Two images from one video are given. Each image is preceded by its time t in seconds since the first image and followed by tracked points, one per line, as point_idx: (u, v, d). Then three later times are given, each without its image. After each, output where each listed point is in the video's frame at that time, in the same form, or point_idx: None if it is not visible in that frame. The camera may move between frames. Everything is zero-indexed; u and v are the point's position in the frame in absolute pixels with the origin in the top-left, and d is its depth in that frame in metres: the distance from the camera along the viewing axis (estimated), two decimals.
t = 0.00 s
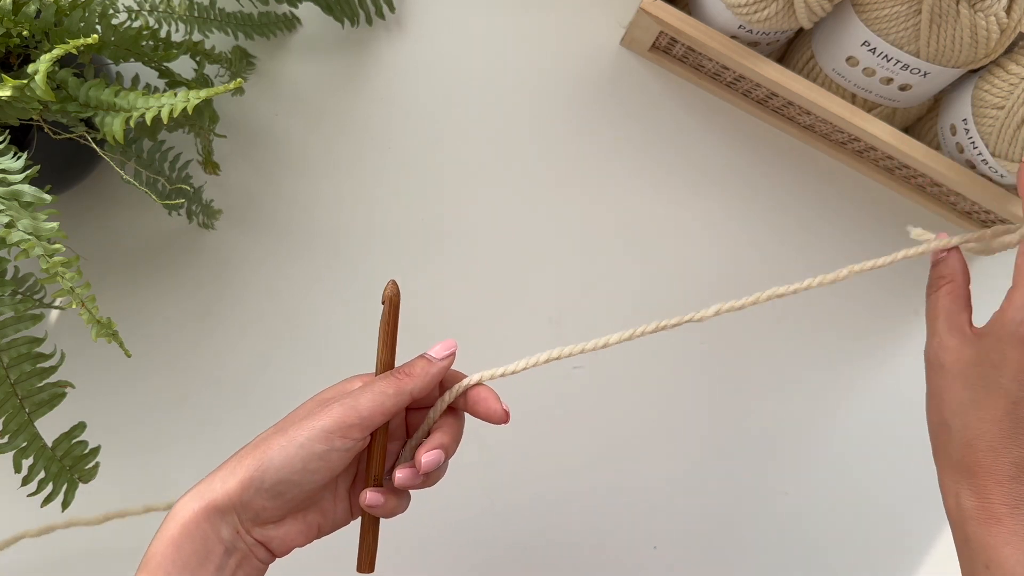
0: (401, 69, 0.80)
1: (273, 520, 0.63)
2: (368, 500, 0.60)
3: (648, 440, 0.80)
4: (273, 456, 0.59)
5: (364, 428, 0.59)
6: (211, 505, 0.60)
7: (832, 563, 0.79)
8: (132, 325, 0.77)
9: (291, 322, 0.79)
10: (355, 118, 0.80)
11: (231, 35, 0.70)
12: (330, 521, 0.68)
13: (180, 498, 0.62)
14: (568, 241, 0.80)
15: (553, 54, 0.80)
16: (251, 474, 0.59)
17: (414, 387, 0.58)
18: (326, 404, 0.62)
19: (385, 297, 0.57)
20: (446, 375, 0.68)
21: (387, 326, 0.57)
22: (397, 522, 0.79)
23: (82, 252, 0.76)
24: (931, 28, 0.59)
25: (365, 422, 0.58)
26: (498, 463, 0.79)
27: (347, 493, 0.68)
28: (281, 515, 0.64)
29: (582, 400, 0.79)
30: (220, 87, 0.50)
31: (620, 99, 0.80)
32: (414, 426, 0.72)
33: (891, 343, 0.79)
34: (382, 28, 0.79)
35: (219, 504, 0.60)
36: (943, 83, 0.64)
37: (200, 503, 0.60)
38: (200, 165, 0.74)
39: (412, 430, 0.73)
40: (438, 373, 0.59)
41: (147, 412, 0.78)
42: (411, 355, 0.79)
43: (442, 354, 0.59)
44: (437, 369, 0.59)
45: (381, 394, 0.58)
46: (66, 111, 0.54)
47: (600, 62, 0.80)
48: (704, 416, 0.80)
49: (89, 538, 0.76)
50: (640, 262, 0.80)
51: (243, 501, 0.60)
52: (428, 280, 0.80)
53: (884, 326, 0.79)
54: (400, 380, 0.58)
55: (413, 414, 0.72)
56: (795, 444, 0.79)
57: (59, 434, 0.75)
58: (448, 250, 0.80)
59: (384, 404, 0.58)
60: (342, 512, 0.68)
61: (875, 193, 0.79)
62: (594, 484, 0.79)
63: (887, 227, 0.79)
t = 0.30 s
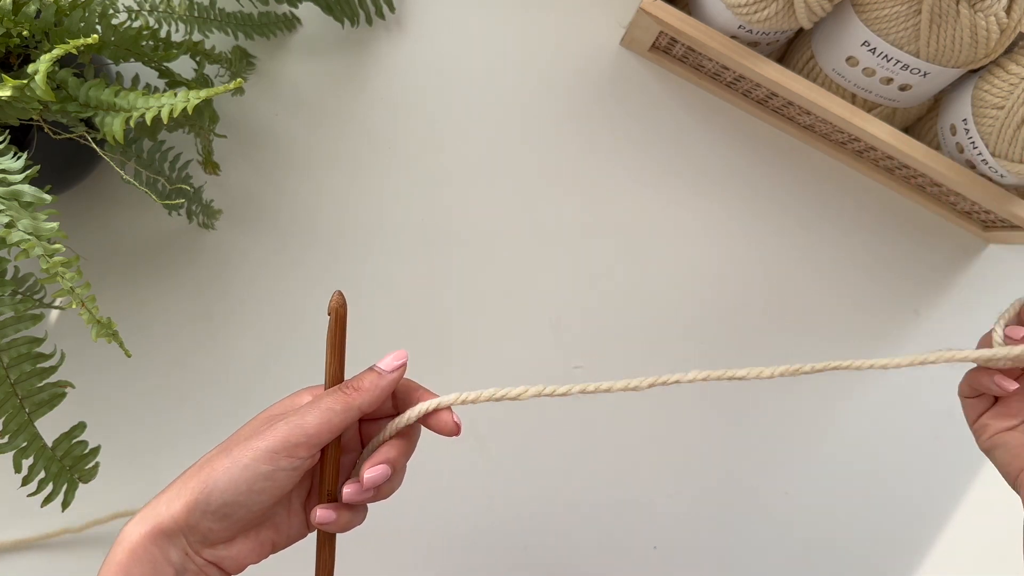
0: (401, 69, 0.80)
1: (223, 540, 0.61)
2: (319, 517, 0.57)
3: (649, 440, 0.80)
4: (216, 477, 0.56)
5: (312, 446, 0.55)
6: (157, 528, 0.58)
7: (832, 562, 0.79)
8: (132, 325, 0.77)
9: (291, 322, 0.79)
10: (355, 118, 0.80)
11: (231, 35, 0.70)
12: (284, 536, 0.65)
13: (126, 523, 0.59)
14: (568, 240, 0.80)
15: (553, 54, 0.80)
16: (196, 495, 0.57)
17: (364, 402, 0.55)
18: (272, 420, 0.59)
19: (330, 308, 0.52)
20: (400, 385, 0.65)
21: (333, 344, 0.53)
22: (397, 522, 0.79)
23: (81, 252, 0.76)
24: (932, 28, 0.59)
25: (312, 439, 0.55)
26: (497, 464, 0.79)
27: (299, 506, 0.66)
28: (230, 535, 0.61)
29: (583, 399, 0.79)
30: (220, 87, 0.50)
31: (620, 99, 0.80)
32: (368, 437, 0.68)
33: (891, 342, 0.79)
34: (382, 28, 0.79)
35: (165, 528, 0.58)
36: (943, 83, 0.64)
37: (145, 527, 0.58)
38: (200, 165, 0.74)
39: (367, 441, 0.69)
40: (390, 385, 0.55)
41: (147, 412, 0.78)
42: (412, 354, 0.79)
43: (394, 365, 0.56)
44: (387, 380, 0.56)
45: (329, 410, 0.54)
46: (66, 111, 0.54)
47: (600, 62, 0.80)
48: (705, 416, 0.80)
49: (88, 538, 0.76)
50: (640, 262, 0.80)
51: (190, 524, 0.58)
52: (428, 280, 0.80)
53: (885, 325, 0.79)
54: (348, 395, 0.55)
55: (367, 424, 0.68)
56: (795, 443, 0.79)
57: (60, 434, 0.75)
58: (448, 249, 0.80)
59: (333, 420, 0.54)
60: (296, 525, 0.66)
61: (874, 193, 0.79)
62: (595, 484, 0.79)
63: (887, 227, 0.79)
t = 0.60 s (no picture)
0: (402, 69, 0.80)
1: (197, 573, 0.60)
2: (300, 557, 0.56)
3: (649, 440, 0.79)
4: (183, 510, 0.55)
5: (280, 483, 0.54)
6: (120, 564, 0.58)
7: (831, 562, 0.79)
8: (132, 325, 0.77)
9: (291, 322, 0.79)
10: (356, 118, 0.80)
11: (231, 35, 0.70)
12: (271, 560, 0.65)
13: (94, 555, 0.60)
14: (568, 240, 0.80)
15: (554, 54, 0.80)
16: (164, 525, 0.56)
17: (342, 433, 0.52)
18: (242, 451, 0.57)
19: (308, 314, 0.48)
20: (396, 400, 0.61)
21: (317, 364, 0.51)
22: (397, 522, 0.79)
23: (81, 252, 0.76)
24: (931, 28, 0.59)
25: (282, 473, 0.53)
26: (498, 464, 0.79)
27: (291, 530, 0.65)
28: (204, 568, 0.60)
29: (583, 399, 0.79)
30: (220, 87, 0.50)
31: (620, 99, 0.80)
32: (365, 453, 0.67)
33: (891, 342, 0.79)
34: (382, 28, 0.79)
35: (129, 564, 0.57)
36: (943, 83, 0.64)
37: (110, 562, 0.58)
38: (200, 165, 0.74)
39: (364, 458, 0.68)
40: (372, 416, 0.52)
41: (147, 412, 0.78)
42: (412, 354, 0.79)
43: (376, 386, 0.52)
44: (368, 411, 0.52)
45: (302, 442, 0.52)
46: (66, 111, 0.54)
47: (600, 62, 0.80)
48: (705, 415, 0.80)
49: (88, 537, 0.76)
50: (641, 262, 0.80)
51: (155, 561, 0.57)
52: (429, 280, 0.80)
53: (885, 325, 0.79)
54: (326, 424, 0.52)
55: (364, 442, 0.67)
56: (796, 443, 0.79)
57: (60, 434, 0.75)
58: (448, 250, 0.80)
59: (305, 452, 0.52)
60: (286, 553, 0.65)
61: (875, 193, 0.79)
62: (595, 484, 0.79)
63: (887, 227, 0.79)
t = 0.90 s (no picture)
0: (401, 69, 0.80)
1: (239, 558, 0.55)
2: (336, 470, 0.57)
3: (650, 441, 0.79)
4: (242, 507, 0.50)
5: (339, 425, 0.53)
6: None
7: (832, 563, 0.79)
8: (131, 326, 0.77)
9: (291, 322, 0.79)
10: (355, 118, 0.79)
11: (230, 35, 0.69)
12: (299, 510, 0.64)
13: None
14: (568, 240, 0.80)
15: (555, 53, 0.80)
16: (203, 510, 0.50)
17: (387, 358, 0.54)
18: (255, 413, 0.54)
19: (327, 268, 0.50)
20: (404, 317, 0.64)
21: (334, 293, 0.51)
22: (396, 523, 0.79)
23: (80, 252, 0.76)
24: (932, 27, 0.59)
25: (343, 416, 0.53)
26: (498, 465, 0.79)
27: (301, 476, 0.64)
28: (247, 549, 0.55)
29: (583, 400, 0.79)
30: (219, 87, 0.50)
31: (620, 99, 0.79)
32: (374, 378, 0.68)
33: (893, 342, 0.79)
34: (382, 28, 0.79)
35: None
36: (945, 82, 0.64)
37: None
38: (199, 164, 0.74)
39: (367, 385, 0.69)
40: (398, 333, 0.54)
41: (146, 413, 0.77)
42: (412, 355, 0.79)
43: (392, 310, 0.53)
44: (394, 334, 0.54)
45: (354, 377, 0.53)
46: (65, 111, 0.54)
47: (601, 61, 0.79)
48: (706, 416, 0.79)
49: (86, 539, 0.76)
50: (641, 262, 0.80)
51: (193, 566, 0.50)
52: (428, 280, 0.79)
53: (886, 325, 0.79)
54: (371, 353, 0.53)
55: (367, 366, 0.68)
56: (796, 444, 0.79)
57: (59, 434, 0.75)
58: (448, 250, 0.80)
59: (358, 384, 0.53)
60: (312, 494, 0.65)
61: (876, 193, 0.79)
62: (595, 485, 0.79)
63: (888, 227, 0.79)
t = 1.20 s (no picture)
0: (401, 69, 0.80)
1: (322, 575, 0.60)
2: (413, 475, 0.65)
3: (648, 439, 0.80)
4: (302, 544, 0.54)
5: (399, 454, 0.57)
6: None
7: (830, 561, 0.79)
8: (132, 325, 0.78)
9: (292, 321, 0.79)
10: (355, 118, 0.80)
11: (231, 36, 0.70)
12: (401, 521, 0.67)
13: None
14: (567, 241, 0.80)
15: (554, 54, 0.80)
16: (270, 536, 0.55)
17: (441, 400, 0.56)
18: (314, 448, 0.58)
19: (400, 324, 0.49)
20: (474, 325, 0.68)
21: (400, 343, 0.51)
22: (397, 521, 0.79)
23: (82, 252, 0.76)
24: (931, 28, 0.59)
25: (397, 455, 0.56)
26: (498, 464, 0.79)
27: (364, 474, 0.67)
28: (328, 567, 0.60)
29: (582, 400, 0.80)
30: (220, 87, 0.50)
31: (619, 99, 0.80)
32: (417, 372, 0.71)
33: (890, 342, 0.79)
34: (382, 28, 0.79)
35: None
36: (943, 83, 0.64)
37: None
38: (200, 165, 0.74)
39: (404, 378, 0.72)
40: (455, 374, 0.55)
41: (147, 412, 0.78)
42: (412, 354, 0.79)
43: (447, 355, 0.54)
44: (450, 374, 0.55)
45: (409, 416, 0.55)
46: (67, 112, 0.54)
47: (600, 62, 0.80)
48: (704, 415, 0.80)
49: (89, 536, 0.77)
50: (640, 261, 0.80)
51: None
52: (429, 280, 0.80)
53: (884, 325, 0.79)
54: (429, 396, 0.55)
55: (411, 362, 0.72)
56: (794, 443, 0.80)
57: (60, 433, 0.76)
58: (448, 249, 0.80)
59: (413, 425, 0.56)
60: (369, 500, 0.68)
61: (874, 193, 0.79)
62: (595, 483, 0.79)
63: (887, 227, 0.79)
